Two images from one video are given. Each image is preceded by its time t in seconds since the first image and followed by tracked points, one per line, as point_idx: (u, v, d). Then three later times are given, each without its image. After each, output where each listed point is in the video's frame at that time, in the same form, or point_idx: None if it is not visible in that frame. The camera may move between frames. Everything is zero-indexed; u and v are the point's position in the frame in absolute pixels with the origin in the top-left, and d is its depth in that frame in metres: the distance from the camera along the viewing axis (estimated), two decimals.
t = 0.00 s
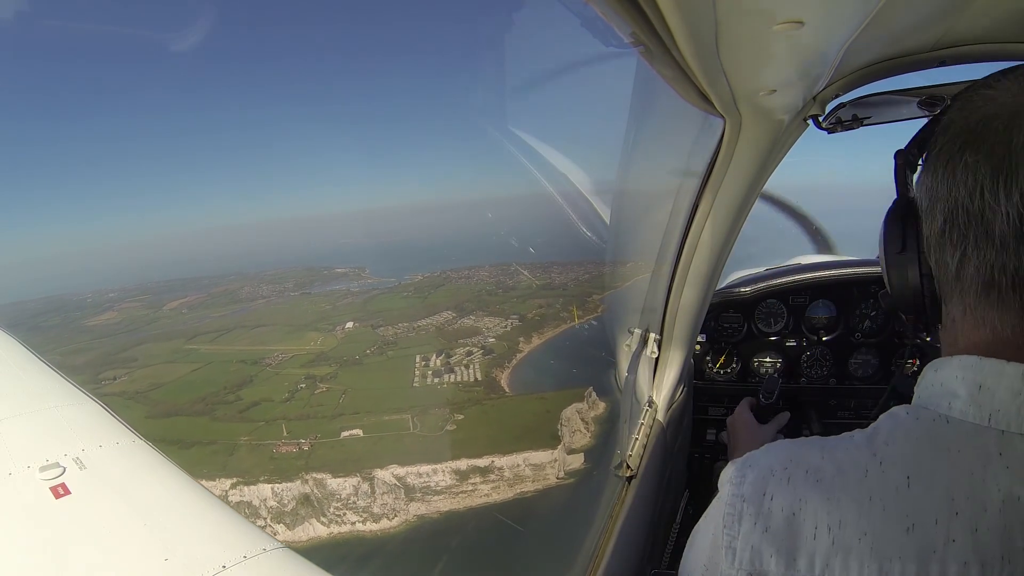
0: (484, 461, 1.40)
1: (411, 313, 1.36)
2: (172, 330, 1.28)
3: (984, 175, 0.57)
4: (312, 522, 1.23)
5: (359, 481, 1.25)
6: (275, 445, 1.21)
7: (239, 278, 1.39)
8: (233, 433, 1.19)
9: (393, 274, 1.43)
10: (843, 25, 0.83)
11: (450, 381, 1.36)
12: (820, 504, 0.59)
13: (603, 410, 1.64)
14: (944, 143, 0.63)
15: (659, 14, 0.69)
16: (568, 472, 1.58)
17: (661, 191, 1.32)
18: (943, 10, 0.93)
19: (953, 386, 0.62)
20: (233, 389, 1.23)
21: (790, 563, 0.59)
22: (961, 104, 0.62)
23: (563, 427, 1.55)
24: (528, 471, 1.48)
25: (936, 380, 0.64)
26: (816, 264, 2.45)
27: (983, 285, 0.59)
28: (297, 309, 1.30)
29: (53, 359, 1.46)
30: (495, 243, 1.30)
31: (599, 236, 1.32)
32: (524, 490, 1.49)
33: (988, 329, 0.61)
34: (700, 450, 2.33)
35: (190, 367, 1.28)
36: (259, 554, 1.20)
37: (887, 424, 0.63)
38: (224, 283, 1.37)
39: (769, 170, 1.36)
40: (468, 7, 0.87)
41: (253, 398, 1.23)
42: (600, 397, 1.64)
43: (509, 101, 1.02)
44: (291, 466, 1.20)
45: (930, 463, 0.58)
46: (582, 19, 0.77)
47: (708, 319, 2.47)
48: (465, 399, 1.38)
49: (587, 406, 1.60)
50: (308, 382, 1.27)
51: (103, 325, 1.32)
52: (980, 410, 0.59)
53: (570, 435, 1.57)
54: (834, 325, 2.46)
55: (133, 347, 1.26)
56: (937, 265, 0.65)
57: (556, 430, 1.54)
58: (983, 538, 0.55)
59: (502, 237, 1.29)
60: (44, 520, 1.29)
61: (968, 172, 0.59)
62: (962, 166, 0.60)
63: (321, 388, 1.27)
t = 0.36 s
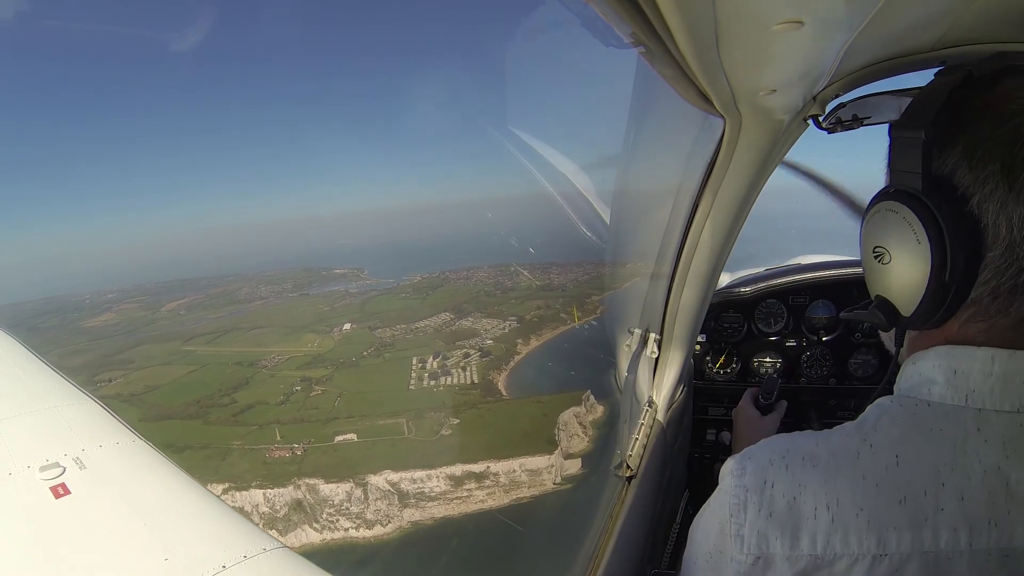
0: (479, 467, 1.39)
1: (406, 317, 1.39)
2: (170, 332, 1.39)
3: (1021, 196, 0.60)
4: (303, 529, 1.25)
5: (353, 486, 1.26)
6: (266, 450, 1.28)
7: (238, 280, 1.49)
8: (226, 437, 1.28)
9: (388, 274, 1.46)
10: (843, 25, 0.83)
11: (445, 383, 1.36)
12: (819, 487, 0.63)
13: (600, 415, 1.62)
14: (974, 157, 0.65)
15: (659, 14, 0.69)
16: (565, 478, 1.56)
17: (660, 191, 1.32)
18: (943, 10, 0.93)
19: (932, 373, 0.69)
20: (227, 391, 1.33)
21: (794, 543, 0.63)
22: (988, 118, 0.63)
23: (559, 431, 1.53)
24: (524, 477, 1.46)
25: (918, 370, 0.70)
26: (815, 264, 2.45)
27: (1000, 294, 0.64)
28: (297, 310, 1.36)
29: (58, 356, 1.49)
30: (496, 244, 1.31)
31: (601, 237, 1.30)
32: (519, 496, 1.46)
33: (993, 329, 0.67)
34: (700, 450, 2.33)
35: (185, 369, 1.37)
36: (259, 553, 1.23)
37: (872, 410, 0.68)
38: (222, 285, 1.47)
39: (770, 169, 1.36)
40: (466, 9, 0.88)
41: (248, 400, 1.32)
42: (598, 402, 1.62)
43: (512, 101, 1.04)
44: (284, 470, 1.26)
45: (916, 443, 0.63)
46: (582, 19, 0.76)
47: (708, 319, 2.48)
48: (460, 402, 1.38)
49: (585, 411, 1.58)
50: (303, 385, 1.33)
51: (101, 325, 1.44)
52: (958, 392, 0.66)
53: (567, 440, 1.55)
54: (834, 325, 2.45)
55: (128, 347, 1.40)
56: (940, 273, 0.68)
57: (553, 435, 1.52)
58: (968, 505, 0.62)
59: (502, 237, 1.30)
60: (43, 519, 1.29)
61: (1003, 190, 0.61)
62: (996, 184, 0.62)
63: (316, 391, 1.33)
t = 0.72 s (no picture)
0: (473, 471, 1.40)
1: (401, 317, 1.40)
2: (167, 332, 1.41)
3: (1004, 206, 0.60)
4: (292, 535, 1.30)
5: (345, 490, 1.31)
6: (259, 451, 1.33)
7: (237, 279, 1.51)
8: (218, 439, 1.34)
9: (385, 274, 1.46)
10: (844, 25, 0.83)
11: (441, 385, 1.39)
12: (833, 482, 0.63)
13: (598, 416, 1.64)
14: (957, 168, 0.65)
15: (659, 13, 0.69)
16: (561, 482, 1.55)
17: (660, 191, 1.32)
18: (944, 10, 0.93)
19: (935, 368, 0.69)
20: (222, 391, 1.38)
21: (811, 540, 0.63)
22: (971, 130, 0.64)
23: (554, 435, 1.52)
24: (519, 482, 1.46)
25: (918, 367, 0.71)
26: (815, 264, 2.45)
27: (985, 299, 0.65)
28: (292, 310, 1.41)
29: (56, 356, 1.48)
30: (496, 243, 1.32)
31: (601, 237, 1.30)
32: (514, 501, 1.46)
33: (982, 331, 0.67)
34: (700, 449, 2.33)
35: (184, 369, 1.42)
36: (259, 553, 1.22)
37: (878, 406, 0.68)
38: (221, 284, 1.50)
39: (770, 169, 1.36)
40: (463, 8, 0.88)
41: (243, 400, 1.38)
42: (596, 404, 1.63)
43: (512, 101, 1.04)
44: (276, 474, 1.30)
45: (925, 434, 0.64)
46: (582, 19, 0.76)
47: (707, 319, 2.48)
48: (458, 404, 1.40)
49: (582, 414, 1.58)
50: (299, 385, 1.39)
51: (98, 325, 1.43)
52: (962, 385, 0.66)
53: (564, 442, 1.55)
54: (834, 325, 2.45)
55: (123, 346, 1.41)
56: (922, 280, 0.68)
57: (549, 439, 1.51)
58: (979, 495, 0.63)
59: (502, 237, 1.31)
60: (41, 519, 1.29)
61: (985, 200, 0.62)
62: (978, 194, 0.63)
63: (311, 391, 1.39)
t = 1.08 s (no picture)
0: (468, 474, 1.38)
1: (400, 314, 1.36)
2: (160, 331, 1.40)
3: (993, 206, 0.61)
4: (283, 537, 1.28)
5: (336, 493, 1.28)
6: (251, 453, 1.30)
7: (233, 276, 1.46)
8: (209, 440, 1.31)
9: (382, 273, 1.41)
10: (844, 25, 0.83)
11: (437, 385, 1.37)
12: (847, 488, 0.63)
13: (595, 417, 1.62)
14: (947, 169, 0.65)
15: (660, 13, 0.69)
16: (556, 485, 1.54)
17: (660, 191, 1.32)
18: (945, 10, 0.93)
19: (948, 371, 0.68)
20: (215, 390, 1.36)
21: (824, 546, 0.63)
22: (961, 131, 0.64)
23: (553, 435, 1.52)
24: (515, 484, 1.45)
25: (930, 368, 0.70)
26: (814, 264, 2.46)
27: (982, 300, 0.65)
28: (288, 308, 1.37)
29: (56, 355, 1.49)
30: (496, 243, 1.30)
31: (600, 236, 1.31)
32: (509, 505, 1.44)
33: (986, 330, 0.66)
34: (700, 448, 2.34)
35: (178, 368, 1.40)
36: (260, 553, 1.24)
37: (891, 410, 0.68)
38: (217, 282, 1.45)
39: (770, 169, 1.36)
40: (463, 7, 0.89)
41: (236, 400, 1.34)
42: (594, 405, 1.62)
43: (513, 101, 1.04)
44: (268, 476, 1.28)
45: (941, 440, 0.64)
46: (582, 19, 0.77)
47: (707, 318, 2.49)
48: (452, 405, 1.39)
49: (577, 414, 1.57)
50: (294, 385, 1.37)
51: (95, 323, 1.44)
52: (977, 389, 0.65)
53: (560, 444, 1.54)
54: (833, 324, 2.46)
55: (119, 346, 1.40)
56: (916, 281, 0.69)
57: (546, 441, 1.50)
58: (996, 502, 0.62)
59: (502, 237, 1.28)
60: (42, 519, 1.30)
61: (975, 200, 0.63)
62: (968, 195, 0.63)
63: (306, 391, 1.37)
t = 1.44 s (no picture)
0: (462, 478, 1.39)
1: (397, 314, 1.40)
2: (156, 330, 1.44)
3: (977, 215, 0.60)
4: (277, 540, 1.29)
5: (328, 497, 1.30)
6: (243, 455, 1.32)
7: (230, 275, 1.51)
8: (202, 444, 1.34)
9: (380, 271, 1.47)
10: (845, 25, 0.83)
11: (432, 386, 1.39)
12: (836, 502, 0.63)
13: (592, 420, 1.61)
14: (933, 177, 0.64)
15: (660, 13, 0.68)
16: (551, 489, 1.53)
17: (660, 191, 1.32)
18: (946, 10, 0.93)
19: (941, 381, 0.66)
20: (209, 392, 1.39)
21: (813, 559, 0.63)
22: (946, 138, 0.63)
23: (548, 439, 1.52)
24: (509, 489, 1.45)
25: (923, 377, 0.69)
26: (814, 264, 2.46)
27: (969, 309, 0.63)
28: (287, 308, 1.48)
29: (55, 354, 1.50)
30: (497, 242, 1.31)
31: (600, 236, 1.30)
32: (503, 509, 1.45)
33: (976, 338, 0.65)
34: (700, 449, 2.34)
35: (172, 369, 1.43)
36: (260, 553, 1.22)
37: (883, 421, 0.67)
38: (215, 281, 1.50)
39: (770, 169, 1.36)
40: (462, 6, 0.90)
41: (230, 401, 1.38)
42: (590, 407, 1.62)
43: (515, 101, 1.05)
44: (259, 479, 1.31)
45: (932, 453, 0.62)
46: (582, 19, 0.76)
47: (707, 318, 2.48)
48: (448, 407, 1.39)
49: (576, 417, 1.57)
50: (288, 386, 1.40)
51: (92, 323, 1.46)
52: (969, 401, 0.64)
53: (555, 447, 1.54)
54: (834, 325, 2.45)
55: (115, 345, 1.43)
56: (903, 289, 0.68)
57: (541, 444, 1.50)
58: (987, 516, 0.61)
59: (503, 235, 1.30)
60: (39, 520, 1.28)
61: (959, 208, 0.62)
62: (952, 203, 0.62)
63: (301, 391, 1.40)
